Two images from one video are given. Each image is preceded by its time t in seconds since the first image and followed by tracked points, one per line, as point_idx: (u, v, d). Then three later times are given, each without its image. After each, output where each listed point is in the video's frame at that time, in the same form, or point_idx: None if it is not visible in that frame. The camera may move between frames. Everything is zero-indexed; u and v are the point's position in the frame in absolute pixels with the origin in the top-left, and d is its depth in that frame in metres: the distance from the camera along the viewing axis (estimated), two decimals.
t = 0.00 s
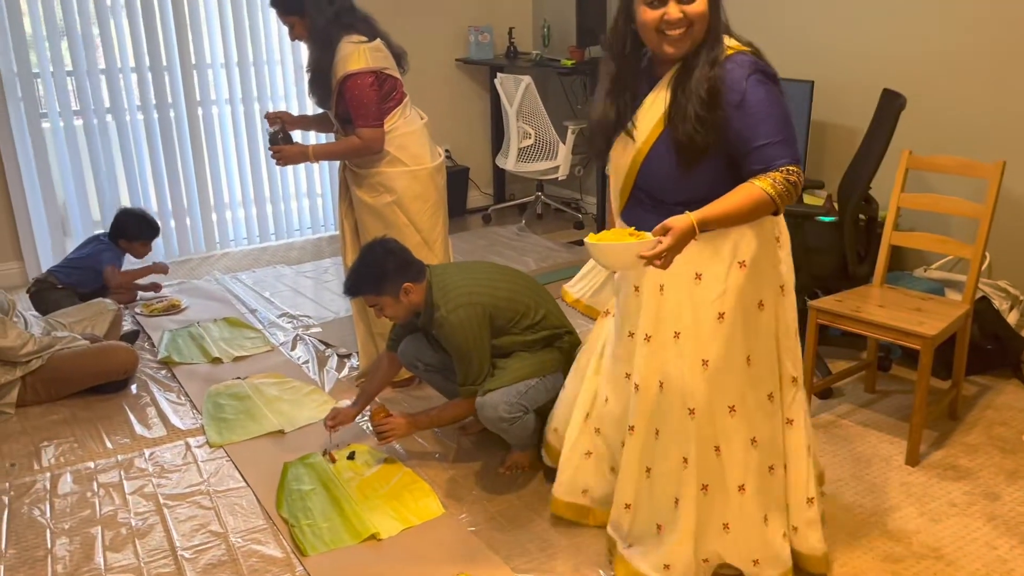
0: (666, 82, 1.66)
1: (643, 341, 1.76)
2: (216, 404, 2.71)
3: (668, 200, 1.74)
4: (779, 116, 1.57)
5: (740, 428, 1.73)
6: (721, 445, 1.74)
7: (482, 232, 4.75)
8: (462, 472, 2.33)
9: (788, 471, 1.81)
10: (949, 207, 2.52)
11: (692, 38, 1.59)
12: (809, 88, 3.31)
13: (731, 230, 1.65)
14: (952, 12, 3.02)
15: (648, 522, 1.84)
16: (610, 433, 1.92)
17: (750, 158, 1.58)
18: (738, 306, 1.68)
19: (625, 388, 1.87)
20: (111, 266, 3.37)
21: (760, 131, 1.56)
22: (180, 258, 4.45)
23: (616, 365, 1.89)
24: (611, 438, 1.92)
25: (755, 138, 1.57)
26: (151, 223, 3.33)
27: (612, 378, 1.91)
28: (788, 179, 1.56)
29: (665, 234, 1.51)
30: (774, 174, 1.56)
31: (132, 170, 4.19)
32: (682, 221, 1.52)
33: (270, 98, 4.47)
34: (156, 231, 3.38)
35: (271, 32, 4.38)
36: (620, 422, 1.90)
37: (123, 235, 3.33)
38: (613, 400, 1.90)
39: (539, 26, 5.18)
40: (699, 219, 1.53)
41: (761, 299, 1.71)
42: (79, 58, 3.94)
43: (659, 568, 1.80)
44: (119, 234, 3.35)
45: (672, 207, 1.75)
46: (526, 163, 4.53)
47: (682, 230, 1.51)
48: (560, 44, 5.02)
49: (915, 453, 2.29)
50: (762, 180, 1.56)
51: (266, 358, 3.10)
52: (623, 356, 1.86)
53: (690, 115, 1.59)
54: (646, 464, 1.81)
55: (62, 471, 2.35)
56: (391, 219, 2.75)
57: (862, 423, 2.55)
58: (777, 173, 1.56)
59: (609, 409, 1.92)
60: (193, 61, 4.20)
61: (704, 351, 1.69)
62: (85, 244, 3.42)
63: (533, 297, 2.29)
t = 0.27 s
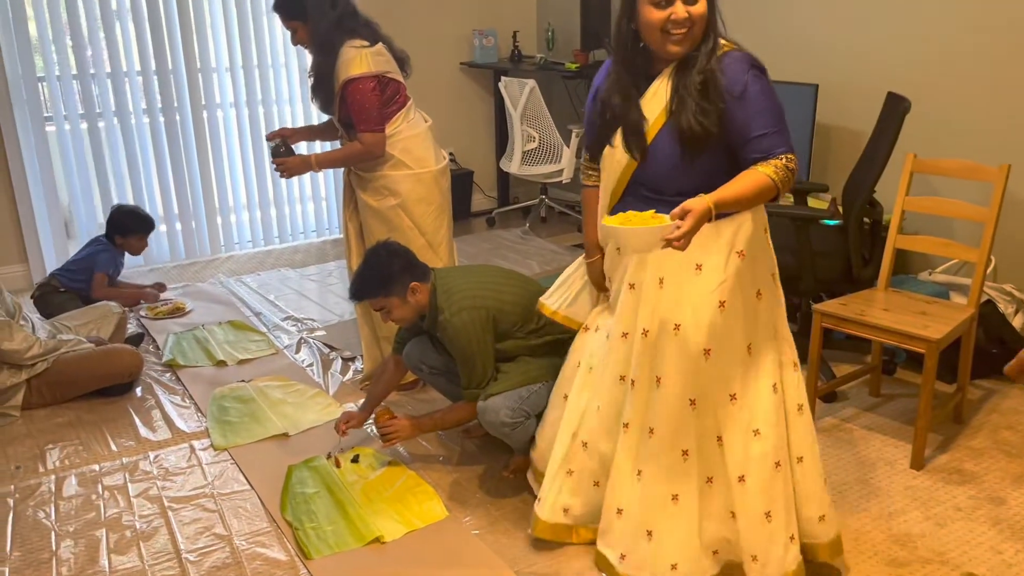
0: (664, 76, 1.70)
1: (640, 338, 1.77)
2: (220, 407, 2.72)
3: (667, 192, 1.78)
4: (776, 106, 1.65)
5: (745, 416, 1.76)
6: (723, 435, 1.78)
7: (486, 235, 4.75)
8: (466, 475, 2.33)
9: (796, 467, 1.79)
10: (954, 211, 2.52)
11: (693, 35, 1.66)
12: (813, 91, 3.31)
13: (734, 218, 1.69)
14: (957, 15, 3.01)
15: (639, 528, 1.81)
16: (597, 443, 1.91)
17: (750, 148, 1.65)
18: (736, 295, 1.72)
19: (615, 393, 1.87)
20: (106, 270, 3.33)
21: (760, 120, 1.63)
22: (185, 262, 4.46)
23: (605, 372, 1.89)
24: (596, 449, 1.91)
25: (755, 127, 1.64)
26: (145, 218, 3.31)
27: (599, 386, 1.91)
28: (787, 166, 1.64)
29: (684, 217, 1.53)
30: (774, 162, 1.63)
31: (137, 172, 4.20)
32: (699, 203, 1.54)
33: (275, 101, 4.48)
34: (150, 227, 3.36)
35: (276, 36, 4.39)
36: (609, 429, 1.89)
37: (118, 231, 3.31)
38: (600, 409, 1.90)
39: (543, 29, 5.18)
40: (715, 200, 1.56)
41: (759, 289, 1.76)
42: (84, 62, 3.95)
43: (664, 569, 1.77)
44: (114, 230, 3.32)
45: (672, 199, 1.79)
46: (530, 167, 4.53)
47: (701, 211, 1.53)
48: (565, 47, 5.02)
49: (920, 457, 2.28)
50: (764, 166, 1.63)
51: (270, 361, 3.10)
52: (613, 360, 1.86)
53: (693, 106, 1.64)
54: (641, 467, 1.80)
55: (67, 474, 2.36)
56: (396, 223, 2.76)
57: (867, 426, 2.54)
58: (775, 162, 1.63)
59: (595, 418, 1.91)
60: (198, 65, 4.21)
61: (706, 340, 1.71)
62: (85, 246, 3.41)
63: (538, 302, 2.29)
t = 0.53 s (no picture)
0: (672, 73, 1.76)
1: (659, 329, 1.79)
2: (225, 410, 2.72)
3: (682, 183, 1.81)
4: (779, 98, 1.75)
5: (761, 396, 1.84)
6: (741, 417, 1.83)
7: (490, 239, 4.76)
8: (470, 478, 2.33)
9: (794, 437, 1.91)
10: (959, 215, 2.51)
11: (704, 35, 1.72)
12: (817, 94, 3.31)
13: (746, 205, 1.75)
14: (961, 19, 3.01)
15: (668, 521, 1.77)
16: (608, 445, 1.89)
17: (759, 138, 1.74)
18: (750, 279, 1.79)
19: (626, 393, 1.87)
20: (99, 272, 3.31)
21: (769, 111, 1.73)
22: (190, 265, 4.47)
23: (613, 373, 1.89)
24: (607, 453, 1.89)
25: (763, 118, 1.73)
26: (136, 213, 3.32)
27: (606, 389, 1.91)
28: (794, 152, 1.74)
29: (731, 196, 1.61)
30: (783, 149, 1.73)
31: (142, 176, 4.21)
32: (737, 184, 1.63)
33: (280, 105, 4.49)
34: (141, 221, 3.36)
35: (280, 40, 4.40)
36: (620, 430, 1.87)
37: (109, 227, 3.31)
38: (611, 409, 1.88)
39: (547, 33, 5.19)
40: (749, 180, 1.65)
41: (765, 273, 1.83)
42: (90, 66, 3.97)
43: (698, 560, 1.75)
44: (105, 227, 3.32)
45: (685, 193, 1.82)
46: (533, 170, 4.53)
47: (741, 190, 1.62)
48: (569, 51, 5.03)
49: (924, 461, 2.28)
50: (776, 153, 1.72)
51: (275, 364, 3.11)
52: (624, 359, 1.87)
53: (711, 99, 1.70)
54: (664, 459, 1.77)
55: (71, 476, 2.37)
56: (400, 226, 2.76)
57: (870, 430, 2.54)
58: (784, 150, 1.73)
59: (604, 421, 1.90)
60: (203, 69, 4.23)
61: (726, 324, 1.77)
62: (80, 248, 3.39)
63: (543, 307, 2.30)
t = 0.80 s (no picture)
0: (679, 72, 1.81)
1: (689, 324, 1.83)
2: (227, 411, 2.73)
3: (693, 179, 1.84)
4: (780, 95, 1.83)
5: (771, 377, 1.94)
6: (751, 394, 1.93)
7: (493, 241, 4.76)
8: (472, 479, 2.33)
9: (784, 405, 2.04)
10: (961, 217, 2.51)
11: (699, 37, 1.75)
12: (819, 96, 3.31)
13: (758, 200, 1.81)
14: (964, 21, 3.01)
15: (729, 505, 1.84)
16: (637, 448, 1.88)
17: (766, 132, 1.81)
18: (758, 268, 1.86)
19: (651, 394, 1.87)
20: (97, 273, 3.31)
21: (773, 107, 1.81)
22: (192, 267, 4.48)
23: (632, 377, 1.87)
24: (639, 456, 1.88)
25: (769, 114, 1.81)
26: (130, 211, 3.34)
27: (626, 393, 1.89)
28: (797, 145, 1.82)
29: (756, 187, 1.70)
30: (789, 143, 1.81)
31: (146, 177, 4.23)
32: (757, 174, 1.72)
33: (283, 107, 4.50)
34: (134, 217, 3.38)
35: (284, 42, 4.40)
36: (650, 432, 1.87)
37: (103, 226, 3.33)
38: (637, 412, 1.87)
39: (550, 35, 5.20)
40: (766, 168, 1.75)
41: (769, 259, 1.90)
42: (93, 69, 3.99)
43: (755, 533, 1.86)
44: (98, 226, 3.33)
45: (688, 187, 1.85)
46: (536, 172, 4.53)
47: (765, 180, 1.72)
48: (572, 53, 5.03)
49: (927, 463, 2.28)
50: (783, 147, 1.79)
51: (277, 365, 3.11)
52: (646, 360, 1.87)
53: (721, 93, 1.75)
54: (717, 447, 1.84)
55: (74, 477, 2.37)
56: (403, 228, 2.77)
57: (872, 432, 2.54)
58: (788, 142, 1.81)
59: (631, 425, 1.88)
60: (207, 71, 4.24)
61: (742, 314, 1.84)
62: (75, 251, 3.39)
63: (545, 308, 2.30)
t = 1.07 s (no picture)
0: (679, 86, 1.82)
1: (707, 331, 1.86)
2: (229, 412, 2.73)
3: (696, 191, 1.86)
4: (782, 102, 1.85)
5: (771, 369, 2.00)
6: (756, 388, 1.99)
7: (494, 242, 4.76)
8: (472, 481, 2.34)
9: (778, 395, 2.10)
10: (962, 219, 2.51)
11: (683, 55, 1.76)
12: (820, 98, 3.31)
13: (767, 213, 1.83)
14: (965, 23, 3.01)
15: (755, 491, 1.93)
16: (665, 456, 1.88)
17: (771, 141, 1.83)
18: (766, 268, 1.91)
19: (673, 403, 1.88)
20: (97, 275, 3.31)
21: (776, 116, 1.83)
22: (194, 268, 4.49)
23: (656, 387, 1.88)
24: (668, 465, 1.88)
25: (773, 123, 1.83)
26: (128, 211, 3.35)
27: (649, 405, 1.89)
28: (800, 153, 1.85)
29: (763, 209, 1.73)
30: (792, 152, 1.83)
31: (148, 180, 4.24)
32: (762, 195, 1.75)
33: (284, 109, 4.50)
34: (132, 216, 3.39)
35: (285, 43, 4.41)
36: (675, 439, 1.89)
37: (101, 226, 3.33)
38: (665, 423, 1.88)
39: (552, 37, 5.20)
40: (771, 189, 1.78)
41: (774, 260, 1.94)
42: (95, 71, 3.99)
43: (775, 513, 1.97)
44: (96, 227, 3.34)
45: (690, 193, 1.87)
46: (537, 175, 4.53)
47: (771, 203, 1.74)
48: (573, 55, 5.04)
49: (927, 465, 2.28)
50: (786, 157, 1.82)
51: (279, 367, 3.12)
52: (666, 369, 1.87)
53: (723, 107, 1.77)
54: (744, 443, 1.91)
55: (76, 478, 2.38)
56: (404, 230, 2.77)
57: (873, 434, 2.54)
58: (791, 151, 1.84)
59: (659, 434, 1.88)
60: (208, 73, 4.24)
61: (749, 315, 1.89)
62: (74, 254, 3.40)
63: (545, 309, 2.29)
